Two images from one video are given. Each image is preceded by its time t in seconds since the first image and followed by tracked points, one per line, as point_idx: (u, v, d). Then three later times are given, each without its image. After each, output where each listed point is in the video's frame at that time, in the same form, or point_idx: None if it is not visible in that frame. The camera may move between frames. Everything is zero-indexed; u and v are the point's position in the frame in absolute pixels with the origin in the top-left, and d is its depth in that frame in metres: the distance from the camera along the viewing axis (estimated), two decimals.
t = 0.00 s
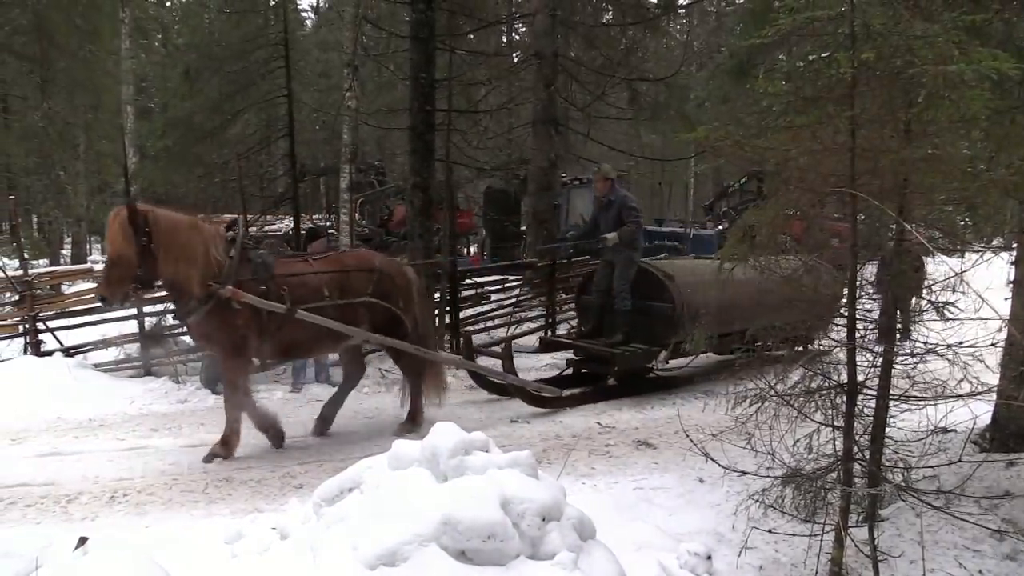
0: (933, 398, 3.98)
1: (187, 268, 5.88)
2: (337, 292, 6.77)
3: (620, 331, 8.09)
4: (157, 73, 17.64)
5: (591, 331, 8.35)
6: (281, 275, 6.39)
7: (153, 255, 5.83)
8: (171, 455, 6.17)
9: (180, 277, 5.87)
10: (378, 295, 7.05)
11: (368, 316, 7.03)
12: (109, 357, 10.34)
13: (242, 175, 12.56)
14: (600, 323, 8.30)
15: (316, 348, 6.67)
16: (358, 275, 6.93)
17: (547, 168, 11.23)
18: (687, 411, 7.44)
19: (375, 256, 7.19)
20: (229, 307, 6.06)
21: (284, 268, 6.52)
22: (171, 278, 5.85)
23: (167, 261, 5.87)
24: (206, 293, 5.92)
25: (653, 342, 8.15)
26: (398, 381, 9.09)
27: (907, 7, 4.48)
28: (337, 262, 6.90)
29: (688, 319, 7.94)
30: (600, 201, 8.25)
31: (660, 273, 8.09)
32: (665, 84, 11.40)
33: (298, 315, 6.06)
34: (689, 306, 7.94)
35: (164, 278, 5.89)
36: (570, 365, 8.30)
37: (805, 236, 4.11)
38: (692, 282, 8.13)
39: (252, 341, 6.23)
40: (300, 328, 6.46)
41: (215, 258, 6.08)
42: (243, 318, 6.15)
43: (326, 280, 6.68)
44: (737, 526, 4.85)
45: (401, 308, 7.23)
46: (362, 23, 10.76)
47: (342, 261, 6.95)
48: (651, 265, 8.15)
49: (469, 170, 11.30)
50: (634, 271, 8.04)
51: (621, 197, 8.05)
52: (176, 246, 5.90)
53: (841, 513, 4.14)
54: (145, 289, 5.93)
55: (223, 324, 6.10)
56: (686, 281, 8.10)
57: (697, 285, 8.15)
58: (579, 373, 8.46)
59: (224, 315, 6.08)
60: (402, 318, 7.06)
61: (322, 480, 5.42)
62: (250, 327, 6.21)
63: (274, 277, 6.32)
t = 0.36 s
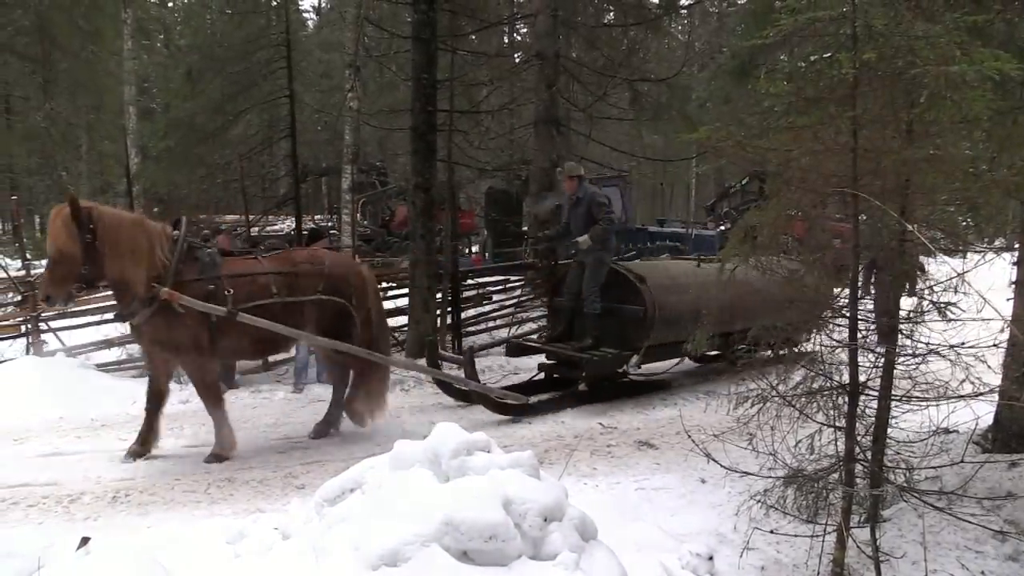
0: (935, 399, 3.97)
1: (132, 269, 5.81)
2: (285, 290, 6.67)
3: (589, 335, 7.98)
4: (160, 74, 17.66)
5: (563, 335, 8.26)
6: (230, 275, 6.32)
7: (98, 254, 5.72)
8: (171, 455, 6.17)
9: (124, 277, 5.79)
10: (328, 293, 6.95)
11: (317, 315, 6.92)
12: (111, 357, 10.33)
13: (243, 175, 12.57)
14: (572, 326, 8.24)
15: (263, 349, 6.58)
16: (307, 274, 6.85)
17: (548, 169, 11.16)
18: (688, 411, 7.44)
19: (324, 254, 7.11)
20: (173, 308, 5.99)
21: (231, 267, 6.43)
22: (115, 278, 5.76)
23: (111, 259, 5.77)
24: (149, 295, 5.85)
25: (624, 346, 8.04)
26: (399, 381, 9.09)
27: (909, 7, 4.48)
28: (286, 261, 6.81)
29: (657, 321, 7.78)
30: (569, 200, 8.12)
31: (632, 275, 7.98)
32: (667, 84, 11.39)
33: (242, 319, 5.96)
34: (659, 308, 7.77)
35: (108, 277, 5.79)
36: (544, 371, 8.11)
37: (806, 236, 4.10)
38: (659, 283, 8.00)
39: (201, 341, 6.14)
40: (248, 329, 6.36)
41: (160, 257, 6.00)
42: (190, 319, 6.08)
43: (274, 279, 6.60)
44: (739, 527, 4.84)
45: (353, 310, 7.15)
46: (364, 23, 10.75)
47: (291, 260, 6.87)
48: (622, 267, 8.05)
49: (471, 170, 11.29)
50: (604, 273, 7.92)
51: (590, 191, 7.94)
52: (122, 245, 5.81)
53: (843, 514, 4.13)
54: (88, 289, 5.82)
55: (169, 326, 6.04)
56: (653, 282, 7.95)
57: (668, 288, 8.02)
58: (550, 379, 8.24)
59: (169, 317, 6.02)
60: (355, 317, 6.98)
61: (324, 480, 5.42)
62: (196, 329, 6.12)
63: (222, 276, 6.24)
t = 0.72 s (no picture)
0: (945, 399, 3.96)
1: (79, 277, 5.68)
2: (236, 294, 6.51)
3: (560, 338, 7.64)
4: (168, 74, 17.71)
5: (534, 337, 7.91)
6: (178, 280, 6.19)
7: (41, 264, 5.60)
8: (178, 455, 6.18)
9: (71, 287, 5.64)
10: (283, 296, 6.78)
11: (272, 318, 6.75)
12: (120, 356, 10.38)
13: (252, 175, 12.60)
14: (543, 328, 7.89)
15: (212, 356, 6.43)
16: (261, 277, 6.65)
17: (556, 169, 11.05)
18: (696, 412, 7.42)
19: (280, 255, 6.91)
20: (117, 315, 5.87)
21: (182, 271, 6.29)
22: (60, 287, 5.60)
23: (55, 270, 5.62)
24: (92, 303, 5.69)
25: (596, 349, 7.71)
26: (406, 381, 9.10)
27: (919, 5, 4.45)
28: (238, 264, 6.62)
29: (632, 324, 7.49)
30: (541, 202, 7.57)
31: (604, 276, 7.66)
32: (675, 84, 11.36)
33: (185, 326, 5.82)
34: (632, 311, 7.48)
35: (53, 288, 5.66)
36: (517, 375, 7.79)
37: (815, 236, 4.08)
38: (633, 285, 7.70)
39: (144, 346, 6.03)
40: (194, 334, 6.23)
41: (104, 264, 5.88)
42: (135, 326, 5.96)
43: (223, 283, 6.42)
44: (747, 527, 4.83)
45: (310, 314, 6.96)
46: (373, 22, 10.76)
47: (244, 263, 6.68)
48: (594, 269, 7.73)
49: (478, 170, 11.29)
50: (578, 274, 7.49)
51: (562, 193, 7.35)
52: (66, 254, 5.66)
53: (852, 515, 4.12)
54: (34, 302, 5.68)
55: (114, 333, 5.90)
56: (628, 284, 7.66)
57: (644, 289, 7.73)
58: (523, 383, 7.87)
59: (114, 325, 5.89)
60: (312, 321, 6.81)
61: (332, 480, 5.42)
62: (141, 335, 6.00)
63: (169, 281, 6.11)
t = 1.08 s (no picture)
0: (954, 400, 3.94)
1: (16, 274, 5.59)
2: (188, 296, 6.37)
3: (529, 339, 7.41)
4: (178, 73, 17.79)
5: (507, 338, 7.71)
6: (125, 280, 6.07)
7: None
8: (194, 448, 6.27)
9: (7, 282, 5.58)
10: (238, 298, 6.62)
11: (227, 321, 6.60)
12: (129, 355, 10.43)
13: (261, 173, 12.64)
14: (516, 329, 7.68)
15: (161, 356, 6.34)
16: (216, 279, 6.50)
17: (564, 168, 11.01)
18: (703, 411, 7.41)
19: (238, 257, 6.74)
20: (59, 312, 5.77)
21: (131, 271, 6.18)
22: None
23: None
24: (32, 300, 5.62)
25: (568, 352, 7.42)
26: (413, 379, 9.12)
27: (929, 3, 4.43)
28: (192, 264, 6.47)
29: (608, 327, 7.25)
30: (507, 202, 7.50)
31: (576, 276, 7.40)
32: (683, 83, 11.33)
33: (131, 321, 5.72)
34: (608, 314, 7.22)
35: None
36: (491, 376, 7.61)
37: (824, 236, 4.05)
38: (609, 286, 7.43)
39: (87, 346, 5.93)
40: (142, 334, 6.16)
41: (46, 259, 5.75)
42: (78, 324, 5.85)
43: (174, 285, 6.28)
44: (755, 527, 4.82)
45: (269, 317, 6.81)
46: (380, 21, 10.77)
47: (199, 264, 6.53)
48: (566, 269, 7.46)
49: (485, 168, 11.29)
50: (548, 274, 7.33)
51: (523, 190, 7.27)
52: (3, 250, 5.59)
53: (860, 515, 4.10)
54: None
55: (57, 331, 5.81)
56: (603, 284, 7.38)
57: (622, 290, 7.47)
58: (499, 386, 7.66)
59: (57, 323, 5.79)
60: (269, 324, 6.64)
61: (339, 478, 5.44)
62: (85, 333, 5.92)
63: (114, 280, 6.02)
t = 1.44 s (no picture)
0: (967, 400, 3.91)
1: None
2: (142, 296, 6.23)
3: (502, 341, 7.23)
4: (190, 71, 17.85)
5: (481, 339, 7.53)
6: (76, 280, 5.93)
7: None
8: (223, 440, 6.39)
9: None
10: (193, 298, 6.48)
11: (183, 322, 6.47)
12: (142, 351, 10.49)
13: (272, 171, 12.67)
14: (489, 330, 7.50)
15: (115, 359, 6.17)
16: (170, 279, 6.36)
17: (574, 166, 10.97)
18: (715, 409, 7.39)
19: (194, 256, 6.61)
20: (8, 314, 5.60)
21: (82, 271, 6.03)
22: None
23: None
24: None
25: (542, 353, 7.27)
26: (424, 376, 9.15)
27: None
28: (146, 264, 6.34)
29: (581, 328, 7.07)
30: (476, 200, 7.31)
31: (551, 276, 7.19)
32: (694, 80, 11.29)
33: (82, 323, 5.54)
34: (580, 315, 7.03)
35: None
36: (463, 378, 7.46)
37: (837, 234, 4.02)
38: (584, 285, 7.24)
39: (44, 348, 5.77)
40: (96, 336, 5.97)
41: None
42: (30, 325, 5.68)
43: (127, 284, 6.13)
44: (766, 526, 4.81)
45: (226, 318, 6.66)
46: (392, 19, 10.77)
47: (154, 263, 6.39)
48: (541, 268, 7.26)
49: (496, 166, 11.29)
50: (517, 274, 7.17)
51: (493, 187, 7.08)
52: None
53: (871, 514, 4.08)
54: None
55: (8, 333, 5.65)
56: (578, 284, 7.19)
57: (597, 291, 7.28)
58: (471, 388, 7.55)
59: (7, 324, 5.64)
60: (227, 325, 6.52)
61: (350, 475, 5.46)
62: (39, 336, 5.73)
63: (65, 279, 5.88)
